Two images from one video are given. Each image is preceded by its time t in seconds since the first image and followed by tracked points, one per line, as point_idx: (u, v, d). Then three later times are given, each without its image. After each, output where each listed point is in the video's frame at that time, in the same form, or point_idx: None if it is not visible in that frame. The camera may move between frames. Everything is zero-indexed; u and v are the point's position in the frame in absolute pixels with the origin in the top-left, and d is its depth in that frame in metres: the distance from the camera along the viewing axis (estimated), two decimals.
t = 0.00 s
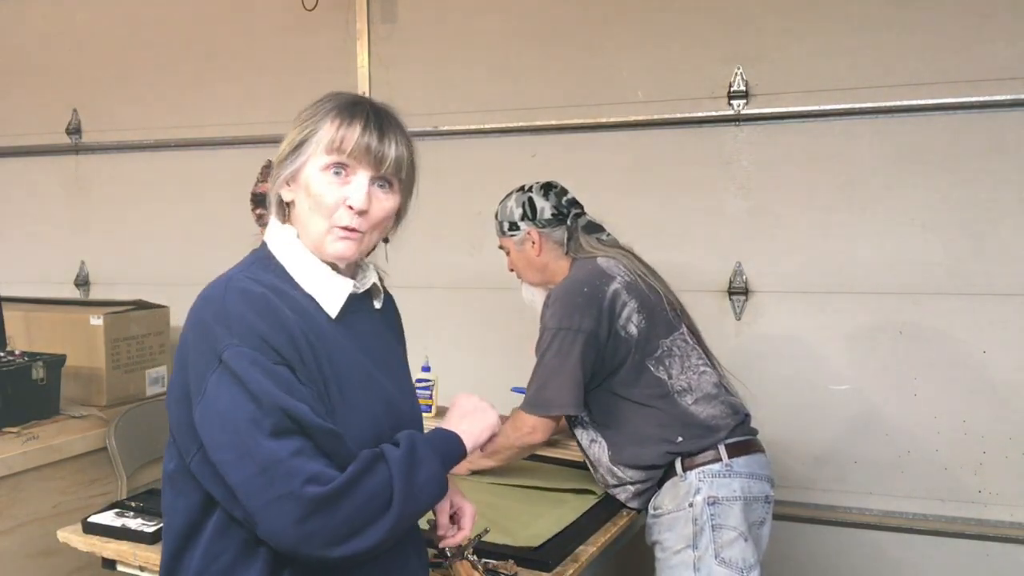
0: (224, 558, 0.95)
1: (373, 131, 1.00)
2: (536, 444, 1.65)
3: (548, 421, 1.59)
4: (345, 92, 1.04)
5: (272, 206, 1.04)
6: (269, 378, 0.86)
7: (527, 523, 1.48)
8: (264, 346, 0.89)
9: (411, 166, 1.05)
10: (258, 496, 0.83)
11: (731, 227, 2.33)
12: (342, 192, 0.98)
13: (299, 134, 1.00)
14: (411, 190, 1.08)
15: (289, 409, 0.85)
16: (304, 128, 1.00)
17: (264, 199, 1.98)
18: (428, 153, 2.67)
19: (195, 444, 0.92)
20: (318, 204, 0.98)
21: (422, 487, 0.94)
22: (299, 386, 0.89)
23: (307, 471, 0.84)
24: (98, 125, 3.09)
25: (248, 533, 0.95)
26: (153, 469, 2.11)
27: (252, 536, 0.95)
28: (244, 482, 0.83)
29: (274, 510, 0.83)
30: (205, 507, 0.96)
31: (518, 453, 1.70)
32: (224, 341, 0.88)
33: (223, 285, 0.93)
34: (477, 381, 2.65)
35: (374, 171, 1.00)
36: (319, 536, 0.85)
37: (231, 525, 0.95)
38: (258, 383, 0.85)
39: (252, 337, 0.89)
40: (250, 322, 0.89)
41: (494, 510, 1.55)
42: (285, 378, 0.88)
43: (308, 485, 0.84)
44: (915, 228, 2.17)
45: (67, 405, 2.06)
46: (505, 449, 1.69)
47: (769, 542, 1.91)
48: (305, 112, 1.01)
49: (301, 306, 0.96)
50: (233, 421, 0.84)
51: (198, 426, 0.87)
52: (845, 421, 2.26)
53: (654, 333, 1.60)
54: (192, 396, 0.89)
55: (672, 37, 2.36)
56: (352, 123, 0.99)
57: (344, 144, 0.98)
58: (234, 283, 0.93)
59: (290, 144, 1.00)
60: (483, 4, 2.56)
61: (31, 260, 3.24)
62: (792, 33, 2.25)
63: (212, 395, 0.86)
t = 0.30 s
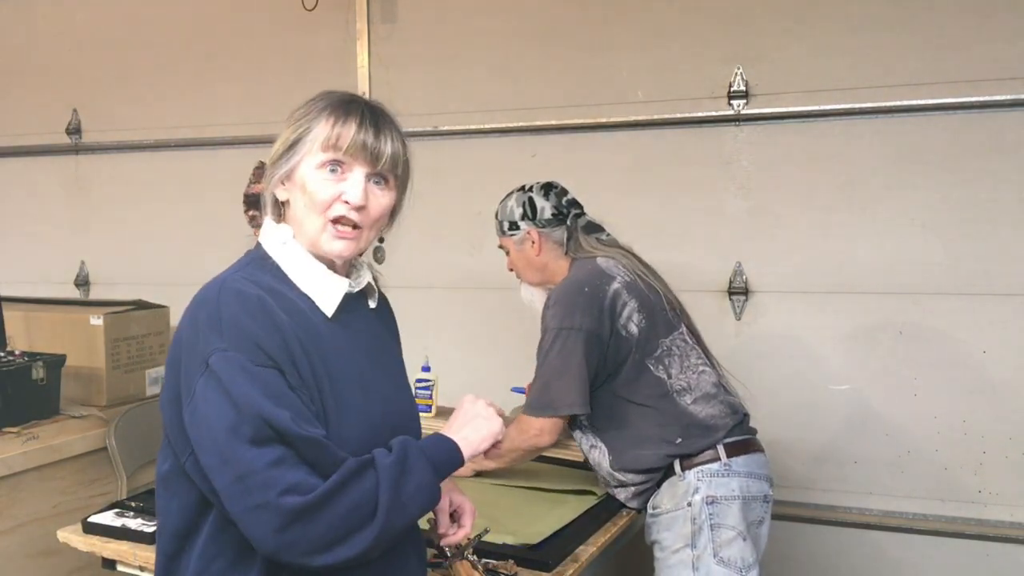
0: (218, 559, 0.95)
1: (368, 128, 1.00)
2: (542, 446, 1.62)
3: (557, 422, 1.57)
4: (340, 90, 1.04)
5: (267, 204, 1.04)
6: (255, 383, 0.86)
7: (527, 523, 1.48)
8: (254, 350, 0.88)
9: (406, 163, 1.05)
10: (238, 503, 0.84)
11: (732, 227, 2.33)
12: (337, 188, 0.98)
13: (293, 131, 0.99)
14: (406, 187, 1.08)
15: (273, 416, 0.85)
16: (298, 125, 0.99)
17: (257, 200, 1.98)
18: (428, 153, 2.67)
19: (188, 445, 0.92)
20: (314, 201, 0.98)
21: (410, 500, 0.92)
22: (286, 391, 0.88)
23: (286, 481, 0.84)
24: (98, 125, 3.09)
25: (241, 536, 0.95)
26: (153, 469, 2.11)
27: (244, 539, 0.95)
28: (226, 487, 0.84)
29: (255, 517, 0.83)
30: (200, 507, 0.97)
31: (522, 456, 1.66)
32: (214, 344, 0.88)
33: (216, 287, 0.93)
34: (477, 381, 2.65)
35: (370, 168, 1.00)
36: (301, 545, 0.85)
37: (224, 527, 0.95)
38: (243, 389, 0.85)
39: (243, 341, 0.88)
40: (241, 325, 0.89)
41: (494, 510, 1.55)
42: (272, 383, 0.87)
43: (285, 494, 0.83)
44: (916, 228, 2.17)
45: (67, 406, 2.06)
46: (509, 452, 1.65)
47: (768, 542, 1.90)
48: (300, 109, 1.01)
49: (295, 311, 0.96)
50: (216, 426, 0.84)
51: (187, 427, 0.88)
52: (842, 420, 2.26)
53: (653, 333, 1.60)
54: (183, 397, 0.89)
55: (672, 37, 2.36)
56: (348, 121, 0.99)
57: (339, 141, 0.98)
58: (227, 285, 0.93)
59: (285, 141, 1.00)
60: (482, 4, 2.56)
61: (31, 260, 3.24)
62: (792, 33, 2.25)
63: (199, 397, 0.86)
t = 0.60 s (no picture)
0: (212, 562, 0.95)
1: (367, 128, 1.00)
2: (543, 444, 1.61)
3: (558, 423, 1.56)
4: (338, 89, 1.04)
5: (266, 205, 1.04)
6: (248, 389, 0.86)
7: (526, 522, 1.48)
8: (248, 354, 0.88)
9: (405, 163, 1.06)
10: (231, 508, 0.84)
11: (731, 227, 2.33)
12: (336, 189, 0.98)
13: (291, 131, 0.99)
14: (405, 186, 1.08)
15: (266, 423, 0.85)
16: (295, 125, 0.99)
17: (254, 201, 1.97)
18: (428, 153, 2.67)
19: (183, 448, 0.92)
20: (312, 202, 0.98)
21: (404, 507, 0.91)
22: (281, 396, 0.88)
23: (276, 489, 0.84)
24: (98, 125, 3.09)
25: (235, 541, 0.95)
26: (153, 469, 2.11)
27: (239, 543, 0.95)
28: (218, 493, 0.84)
29: (246, 523, 0.84)
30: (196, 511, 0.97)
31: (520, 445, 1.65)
32: (208, 347, 0.88)
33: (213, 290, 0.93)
34: (477, 381, 2.65)
35: (368, 168, 1.00)
36: (291, 552, 0.85)
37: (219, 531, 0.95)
38: (236, 395, 0.85)
39: (237, 345, 0.88)
40: (237, 330, 0.89)
41: (494, 509, 1.55)
42: (266, 388, 0.87)
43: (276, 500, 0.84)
44: (916, 228, 2.17)
45: (67, 406, 2.07)
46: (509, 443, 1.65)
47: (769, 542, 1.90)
48: (296, 110, 1.01)
49: (293, 315, 0.96)
50: (209, 432, 0.84)
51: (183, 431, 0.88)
52: (841, 420, 2.26)
53: (654, 333, 1.60)
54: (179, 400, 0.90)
55: (672, 37, 2.36)
56: (346, 121, 0.99)
57: (336, 142, 0.98)
58: (223, 288, 0.93)
59: (283, 142, 0.99)
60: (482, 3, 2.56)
61: (31, 260, 3.24)
62: (792, 32, 2.25)
63: (193, 401, 0.86)
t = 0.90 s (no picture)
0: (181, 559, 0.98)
1: (368, 128, 1.00)
2: (519, 434, 1.67)
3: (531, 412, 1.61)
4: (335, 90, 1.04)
5: (261, 207, 1.03)
6: (211, 415, 0.85)
7: (526, 523, 1.48)
8: (222, 377, 0.87)
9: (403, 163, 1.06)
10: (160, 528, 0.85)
11: (731, 227, 2.33)
12: (338, 189, 0.98)
13: (290, 131, 0.99)
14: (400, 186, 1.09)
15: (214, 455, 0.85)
16: (294, 125, 0.99)
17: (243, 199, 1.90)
18: (428, 153, 2.67)
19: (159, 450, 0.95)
20: (313, 202, 0.98)
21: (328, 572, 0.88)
22: (245, 427, 0.87)
23: (190, 529, 0.84)
24: (98, 125, 3.09)
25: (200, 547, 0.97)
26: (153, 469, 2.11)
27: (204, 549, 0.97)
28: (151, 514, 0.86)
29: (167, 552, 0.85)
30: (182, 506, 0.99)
31: (502, 444, 1.70)
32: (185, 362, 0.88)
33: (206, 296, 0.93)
34: (477, 381, 2.65)
35: (370, 168, 1.00)
36: None
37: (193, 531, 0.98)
38: (194, 420, 0.85)
39: (213, 367, 0.87)
40: (209, 350, 0.88)
41: (494, 510, 1.55)
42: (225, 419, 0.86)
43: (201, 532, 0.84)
44: (917, 229, 2.17)
45: (67, 405, 2.07)
46: (489, 439, 1.70)
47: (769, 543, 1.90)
48: (294, 110, 1.00)
49: (281, 331, 0.94)
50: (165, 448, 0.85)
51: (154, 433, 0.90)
52: (841, 420, 2.26)
53: (650, 335, 1.60)
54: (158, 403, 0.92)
55: (672, 37, 2.36)
56: (347, 121, 0.99)
57: (338, 143, 0.98)
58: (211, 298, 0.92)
59: (281, 141, 0.99)
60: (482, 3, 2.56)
61: (31, 259, 3.24)
62: (792, 33, 2.25)
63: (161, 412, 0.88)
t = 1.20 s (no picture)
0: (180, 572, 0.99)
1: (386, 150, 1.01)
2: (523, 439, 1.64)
3: (534, 415, 1.60)
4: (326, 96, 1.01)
5: (261, 220, 0.97)
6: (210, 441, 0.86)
7: (526, 523, 1.48)
8: (221, 401, 0.88)
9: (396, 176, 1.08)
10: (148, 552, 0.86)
11: (731, 227, 2.33)
12: (361, 213, 0.98)
13: (312, 145, 0.95)
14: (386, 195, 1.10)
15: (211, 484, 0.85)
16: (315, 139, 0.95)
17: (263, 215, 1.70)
18: (428, 153, 2.67)
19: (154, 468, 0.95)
20: (336, 224, 0.97)
21: None
22: (243, 452, 0.87)
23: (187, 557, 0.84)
24: (98, 125, 3.09)
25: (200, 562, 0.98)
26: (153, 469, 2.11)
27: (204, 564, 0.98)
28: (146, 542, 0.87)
29: None
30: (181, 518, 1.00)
31: (507, 447, 1.67)
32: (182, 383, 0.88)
33: (201, 313, 0.92)
34: (477, 381, 2.65)
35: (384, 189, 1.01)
36: None
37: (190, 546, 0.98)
38: (192, 445, 0.85)
39: (212, 390, 0.88)
40: (208, 373, 0.88)
41: (494, 510, 1.55)
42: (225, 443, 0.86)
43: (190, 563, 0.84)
44: (917, 229, 2.17)
45: (67, 406, 2.07)
46: (491, 443, 1.68)
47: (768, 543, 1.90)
48: (307, 121, 0.96)
49: (281, 342, 0.94)
50: (159, 471, 0.86)
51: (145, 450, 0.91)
52: (841, 421, 2.26)
53: (648, 335, 1.60)
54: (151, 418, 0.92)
55: (672, 37, 2.36)
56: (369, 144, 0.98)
57: (364, 162, 0.97)
58: (207, 315, 0.92)
59: (302, 154, 0.94)
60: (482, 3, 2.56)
61: (31, 259, 3.24)
62: (792, 32, 2.25)
63: (155, 433, 0.88)
